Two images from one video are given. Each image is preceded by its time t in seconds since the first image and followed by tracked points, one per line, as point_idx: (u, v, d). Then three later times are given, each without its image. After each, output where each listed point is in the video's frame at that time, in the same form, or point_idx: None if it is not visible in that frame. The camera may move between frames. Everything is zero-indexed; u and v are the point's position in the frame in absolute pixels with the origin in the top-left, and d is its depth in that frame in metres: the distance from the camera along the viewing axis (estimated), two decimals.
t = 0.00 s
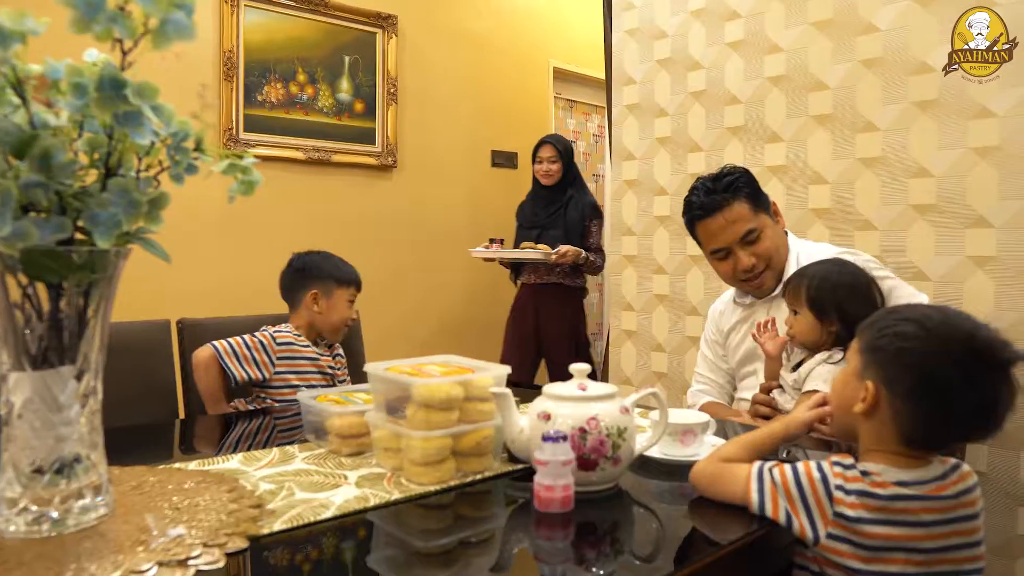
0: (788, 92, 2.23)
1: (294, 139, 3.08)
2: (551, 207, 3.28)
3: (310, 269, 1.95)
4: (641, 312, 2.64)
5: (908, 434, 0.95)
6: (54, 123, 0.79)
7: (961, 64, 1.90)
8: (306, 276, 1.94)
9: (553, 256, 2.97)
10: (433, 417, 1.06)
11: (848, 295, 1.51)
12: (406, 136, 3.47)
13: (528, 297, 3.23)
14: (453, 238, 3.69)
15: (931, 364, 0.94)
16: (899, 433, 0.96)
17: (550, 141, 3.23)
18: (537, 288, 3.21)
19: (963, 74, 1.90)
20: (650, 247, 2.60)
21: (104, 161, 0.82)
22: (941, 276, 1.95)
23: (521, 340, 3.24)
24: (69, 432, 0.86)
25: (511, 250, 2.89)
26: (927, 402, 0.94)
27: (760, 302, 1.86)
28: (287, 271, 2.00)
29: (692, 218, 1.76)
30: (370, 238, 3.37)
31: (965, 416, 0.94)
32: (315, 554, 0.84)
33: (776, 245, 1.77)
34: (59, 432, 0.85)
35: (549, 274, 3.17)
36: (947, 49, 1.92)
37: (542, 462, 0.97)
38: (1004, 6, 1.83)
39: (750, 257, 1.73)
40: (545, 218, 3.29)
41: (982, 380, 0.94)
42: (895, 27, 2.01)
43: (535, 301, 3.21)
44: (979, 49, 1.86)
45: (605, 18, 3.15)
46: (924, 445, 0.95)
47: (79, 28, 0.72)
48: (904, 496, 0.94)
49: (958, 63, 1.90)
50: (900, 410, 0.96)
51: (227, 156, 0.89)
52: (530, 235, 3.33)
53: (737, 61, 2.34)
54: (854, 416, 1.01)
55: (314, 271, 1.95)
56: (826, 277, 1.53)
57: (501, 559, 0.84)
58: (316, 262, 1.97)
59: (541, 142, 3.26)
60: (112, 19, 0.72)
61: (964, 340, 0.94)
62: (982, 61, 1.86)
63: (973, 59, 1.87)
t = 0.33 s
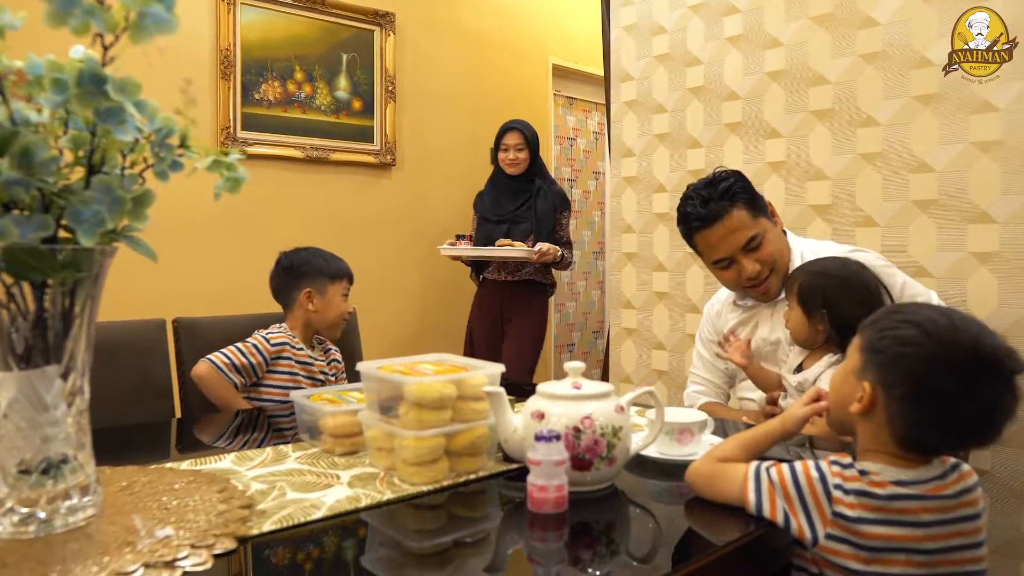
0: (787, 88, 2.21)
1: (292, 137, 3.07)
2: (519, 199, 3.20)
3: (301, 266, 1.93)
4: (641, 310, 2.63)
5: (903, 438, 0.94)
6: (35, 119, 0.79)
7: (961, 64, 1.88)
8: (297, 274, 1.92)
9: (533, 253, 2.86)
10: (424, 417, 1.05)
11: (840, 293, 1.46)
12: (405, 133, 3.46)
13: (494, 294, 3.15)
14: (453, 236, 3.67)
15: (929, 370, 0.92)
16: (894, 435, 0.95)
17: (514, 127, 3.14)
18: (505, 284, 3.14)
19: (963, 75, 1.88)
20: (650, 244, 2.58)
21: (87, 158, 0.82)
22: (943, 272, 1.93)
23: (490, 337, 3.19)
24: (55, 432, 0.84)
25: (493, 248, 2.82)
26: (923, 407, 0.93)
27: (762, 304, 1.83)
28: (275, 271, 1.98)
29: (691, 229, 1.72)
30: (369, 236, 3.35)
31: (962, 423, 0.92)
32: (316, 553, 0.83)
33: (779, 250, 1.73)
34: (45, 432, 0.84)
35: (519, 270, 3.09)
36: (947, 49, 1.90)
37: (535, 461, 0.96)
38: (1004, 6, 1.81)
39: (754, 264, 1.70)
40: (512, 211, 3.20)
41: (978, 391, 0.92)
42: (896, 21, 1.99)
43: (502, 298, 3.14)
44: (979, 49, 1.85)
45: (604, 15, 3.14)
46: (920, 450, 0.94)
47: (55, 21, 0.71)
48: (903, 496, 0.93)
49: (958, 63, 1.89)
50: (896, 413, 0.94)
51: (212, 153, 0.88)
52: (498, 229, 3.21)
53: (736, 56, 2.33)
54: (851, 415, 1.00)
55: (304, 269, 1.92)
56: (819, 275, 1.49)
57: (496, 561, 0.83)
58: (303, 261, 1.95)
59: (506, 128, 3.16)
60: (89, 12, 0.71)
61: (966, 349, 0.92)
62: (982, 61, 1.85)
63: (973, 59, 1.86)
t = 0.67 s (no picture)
0: (799, 85, 2.18)
1: (302, 137, 3.07)
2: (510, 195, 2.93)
3: (355, 258, 1.94)
4: (652, 310, 2.61)
5: (914, 442, 0.92)
6: (33, 118, 0.78)
7: (960, 64, 1.88)
8: (353, 265, 1.94)
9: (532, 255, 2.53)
10: (427, 419, 1.04)
11: (814, 297, 1.42)
12: (415, 133, 3.45)
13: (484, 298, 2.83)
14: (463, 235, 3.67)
15: (943, 374, 0.90)
16: (904, 439, 0.93)
17: (507, 116, 2.85)
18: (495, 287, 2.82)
19: (962, 75, 1.88)
20: (661, 243, 2.56)
21: (86, 157, 0.82)
22: (958, 272, 1.90)
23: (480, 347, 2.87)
24: (53, 433, 0.84)
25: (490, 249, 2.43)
26: (934, 412, 0.90)
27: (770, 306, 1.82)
28: (325, 262, 1.98)
29: (698, 243, 1.70)
30: (379, 236, 3.35)
31: (974, 429, 0.90)
32: (324, 553, 0.83)
33: (789, 257, 1.70)
34: (43, 433, 0.83)
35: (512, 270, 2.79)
36: (947, 49, 1.89)
37: (537, 464, 0.94)
38: (1004, 6, 1.80)
39: (763, 274, 1.67)
40: (503, 208, 2.93)
41: (991, 397, 0.90)
42: (909, 17, 1.96)
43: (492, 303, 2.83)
44: (979, 49, 1.84)
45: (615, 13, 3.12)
46: (931, 455, 0.92)
47: (48, 19, 0.71)
48: (914, 500, 0.91)
49: (958, 63, 1.88)
50: (910, 417, 0.92)
51: (210, 152, 0.87)
52: (489, 227, 2.93)
53: (747, 53, 2.30)
54: (861, 417, 0.98)
55: (354, 260, 1.95)
56: (801, 276, 1.45)
57: (498, 565, 0.81)
58: (353, 252, 1.96)
59: (498, 116, 2.86)
60: (81, 9, 0.70)
61: (981, 353, 0.89)
62: (982, 61, 1.84)
63: (973, 59, 1.86)
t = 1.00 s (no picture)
0: (804, 81, 2.16)
1: (305, 134, 3.07)
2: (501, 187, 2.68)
3: (363, 253, 1.94)
4: (655, 308, 2.59)
5: (915, 440, 0.90)
6: (22, 113, 0.76)
7: (961, 64, 1.87)
8: (359, 260, 1.94)
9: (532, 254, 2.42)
10: (422, 417, 1.02)
11: (829, 293, 1.39)
12: (419, 130, 3.45)
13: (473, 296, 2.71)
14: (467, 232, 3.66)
15: (943, 372, 0.88)
16: (904, 437, 0.91)
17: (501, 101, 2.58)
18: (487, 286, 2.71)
19: (962, 75, 1.86)
20: (664, 241, 2.55)
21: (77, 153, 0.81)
22: (963, 270, 1.88)
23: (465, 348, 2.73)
24: (42, 431, 0.83)
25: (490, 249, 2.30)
26: (934, 410, 0.89)
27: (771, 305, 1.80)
28: (340, 254, 2.00)
29: (700, 247, 1.69)
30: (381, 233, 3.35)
31: (974, 427, 0.89)
32: (329, 549, 0.84)
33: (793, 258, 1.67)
34: (32, 431, 0.83)
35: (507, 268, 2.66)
36: (946, 48, 1.88)
37: (532, 463, 0.93)
38: (1004, 6, 1.79)
39: (767, 276, 1.65)
40: (494, 201, 2.67)
41: (991, 395, 0.88)
42: (916, 12, 1.93)
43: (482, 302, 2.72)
44: (979, 49, 1.83)
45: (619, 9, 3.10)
46: (932, 453, 0.90)
47: (32, 13, 0.71)
48: (914, 497, 0.89)
49: (958, 63, 1.87)
50: (909, 415, 0.90)
51: (201, 148, 0.86)
52: (484, 221, 2.66)
53: (751, 49, 2.28)
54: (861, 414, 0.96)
55: (367, 255, 1.94)
56: (804, 273, 1.42)
57: (494, 565, 0.80)
58: (370, 247, 1.96)
59: (490, 99, 2.58)
60: (67, 2, 0.71)
61: (983, 351, 0.88)
62: (982, 61, 1.83)
63: (973, 59, 1.84)
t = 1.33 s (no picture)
0: (805, 80, 2.15)
1: (305, 134, 3.06)
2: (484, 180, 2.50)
3: (304, 250, 1.93)
4: (656, 309, 2.58)
5: (912, 443, 0.89)
6: (8, 113, 0.76)
7: (961, 64, 1.85)
8: (302, 258, 1.93)
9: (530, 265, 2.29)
10: (414, 420, 1.01)
11: (823, 294, 1.38)
12: (420, 130, 3.44)
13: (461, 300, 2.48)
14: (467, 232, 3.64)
15: (939, 374, 0.87)
16: (900, 439, 0.90)
17: (490, 90, 2.35)
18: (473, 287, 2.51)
19: (962, 75, 1.85)
20: (665, 241, 2.53)
21: (65, 153, 0.81)
22: (966, 271, 1.86)
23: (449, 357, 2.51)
24: (28, 434, 0.82)
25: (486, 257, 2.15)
26: (930, 411, 0.87)
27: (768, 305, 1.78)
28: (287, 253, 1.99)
29: (703, 238, 1.69)
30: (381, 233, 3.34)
31: (971, 428, 0.87)
32: (328, 552, 0.83)
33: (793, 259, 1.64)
34: (18, 435, 0.82)
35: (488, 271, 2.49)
36: (946, 49, 1.87)
37: (525, 468, 0.92)
38: (1005, 6, 1.77)
39: (764, 274, 1.63)
40: (479, 194, 2.47)
41: (987, 394, 0.87)
42: (918, 11, 1.91)
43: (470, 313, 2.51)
44: (979, 49, 1.82)
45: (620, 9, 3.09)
46: (929, 455, 0.89)
47: (13, 12, 0.71)
48: (911, 498, 0.88)
49: (958, 63, 1.85)
50: (905, 418, 0.89)
51: (189, 148, 0.85)
52: (471, 217, 2.45)
53: (752, 48, 2.26)
54: (855, 417, 0.95)
55: (307, 252, 1.93)
56: (798, 274, 1.40)
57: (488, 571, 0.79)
58: (309, 243, 1.94)
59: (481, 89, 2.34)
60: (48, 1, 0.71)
61: (978, 352, 0.86)
62: (982, 61, 1.81)
63: (973, 60, 1.83)
